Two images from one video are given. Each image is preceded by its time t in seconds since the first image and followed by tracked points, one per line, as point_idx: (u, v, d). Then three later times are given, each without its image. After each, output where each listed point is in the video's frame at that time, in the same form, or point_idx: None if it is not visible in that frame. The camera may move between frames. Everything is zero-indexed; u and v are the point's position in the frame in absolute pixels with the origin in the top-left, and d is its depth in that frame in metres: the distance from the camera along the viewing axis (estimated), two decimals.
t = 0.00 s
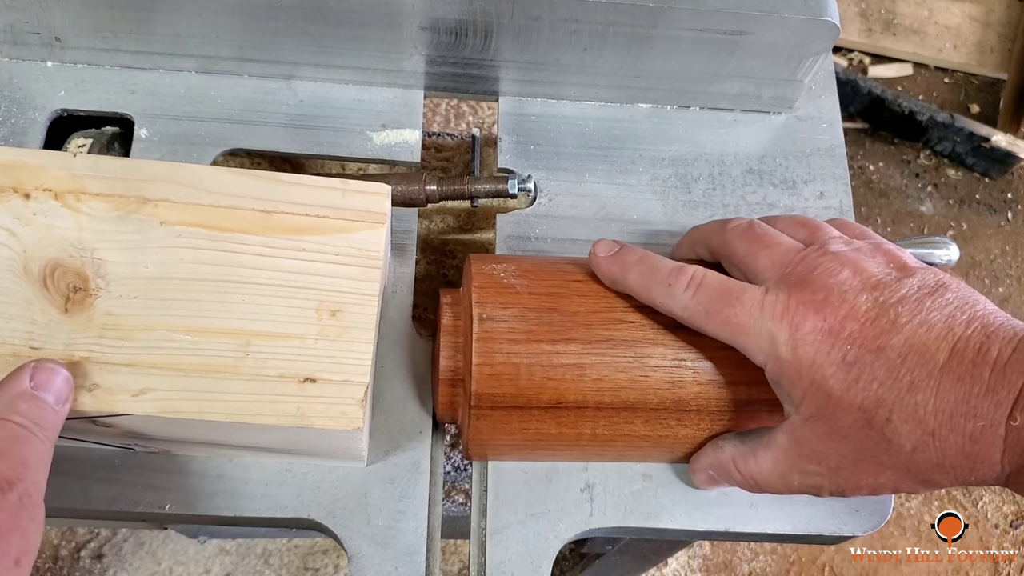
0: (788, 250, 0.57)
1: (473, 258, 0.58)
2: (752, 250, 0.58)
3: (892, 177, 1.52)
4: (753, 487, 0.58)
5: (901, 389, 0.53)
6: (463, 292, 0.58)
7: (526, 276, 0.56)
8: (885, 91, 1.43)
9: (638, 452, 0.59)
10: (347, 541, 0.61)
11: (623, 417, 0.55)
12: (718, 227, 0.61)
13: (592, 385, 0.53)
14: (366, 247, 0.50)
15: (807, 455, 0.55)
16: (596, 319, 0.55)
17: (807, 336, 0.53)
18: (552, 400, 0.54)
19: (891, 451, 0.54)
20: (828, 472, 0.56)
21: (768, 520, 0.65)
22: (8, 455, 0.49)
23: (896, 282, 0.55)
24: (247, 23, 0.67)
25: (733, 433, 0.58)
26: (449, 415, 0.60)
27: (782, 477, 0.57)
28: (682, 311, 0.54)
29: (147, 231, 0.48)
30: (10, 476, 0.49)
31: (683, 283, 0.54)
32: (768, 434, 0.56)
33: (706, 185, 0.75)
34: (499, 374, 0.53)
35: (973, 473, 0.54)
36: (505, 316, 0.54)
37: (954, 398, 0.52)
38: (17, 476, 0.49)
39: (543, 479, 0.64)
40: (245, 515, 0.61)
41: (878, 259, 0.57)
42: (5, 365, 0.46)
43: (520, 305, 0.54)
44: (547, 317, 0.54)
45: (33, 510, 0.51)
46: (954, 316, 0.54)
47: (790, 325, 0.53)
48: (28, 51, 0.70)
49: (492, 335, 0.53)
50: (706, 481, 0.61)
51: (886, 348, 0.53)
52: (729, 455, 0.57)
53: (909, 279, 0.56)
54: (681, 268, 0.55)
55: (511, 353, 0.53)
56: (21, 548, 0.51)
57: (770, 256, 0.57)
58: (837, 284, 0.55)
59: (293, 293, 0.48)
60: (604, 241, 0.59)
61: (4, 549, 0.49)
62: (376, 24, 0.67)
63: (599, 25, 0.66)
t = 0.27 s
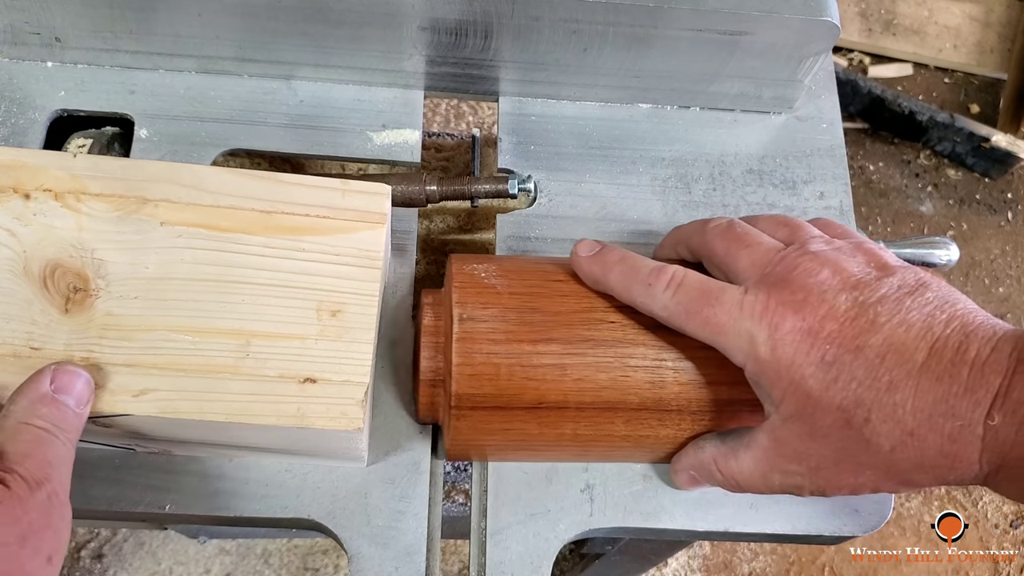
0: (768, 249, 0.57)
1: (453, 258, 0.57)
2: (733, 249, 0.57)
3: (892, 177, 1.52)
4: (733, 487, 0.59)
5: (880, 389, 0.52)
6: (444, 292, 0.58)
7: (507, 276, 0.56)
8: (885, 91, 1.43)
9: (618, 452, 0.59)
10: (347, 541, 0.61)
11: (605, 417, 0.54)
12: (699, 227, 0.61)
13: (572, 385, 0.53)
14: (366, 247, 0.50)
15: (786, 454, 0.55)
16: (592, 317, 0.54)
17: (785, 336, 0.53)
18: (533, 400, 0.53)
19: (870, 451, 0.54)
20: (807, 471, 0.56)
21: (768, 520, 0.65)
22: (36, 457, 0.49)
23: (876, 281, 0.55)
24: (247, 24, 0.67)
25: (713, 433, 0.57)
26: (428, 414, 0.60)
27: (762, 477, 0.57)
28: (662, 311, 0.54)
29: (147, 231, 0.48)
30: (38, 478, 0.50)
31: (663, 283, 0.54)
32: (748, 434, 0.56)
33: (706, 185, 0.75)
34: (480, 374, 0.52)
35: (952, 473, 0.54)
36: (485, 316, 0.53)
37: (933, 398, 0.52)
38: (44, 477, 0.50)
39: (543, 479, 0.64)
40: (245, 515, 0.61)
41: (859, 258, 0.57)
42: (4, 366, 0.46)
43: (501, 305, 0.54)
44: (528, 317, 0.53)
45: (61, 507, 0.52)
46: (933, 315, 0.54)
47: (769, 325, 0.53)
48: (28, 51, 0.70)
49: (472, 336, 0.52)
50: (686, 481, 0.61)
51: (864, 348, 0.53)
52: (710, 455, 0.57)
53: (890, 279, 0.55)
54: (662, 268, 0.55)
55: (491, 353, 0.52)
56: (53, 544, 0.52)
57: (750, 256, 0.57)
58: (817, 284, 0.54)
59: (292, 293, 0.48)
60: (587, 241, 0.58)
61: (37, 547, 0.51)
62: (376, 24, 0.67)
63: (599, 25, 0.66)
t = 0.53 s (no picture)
0: (743, 252, 0.57)
1: (430, 259, 0.57)
2: (708, 252, 0.57)
3: (892, 177, 1.52)
4: (707, 490, 0.58)
5: (853, 393, 0.52)
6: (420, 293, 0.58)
7: (484, 277, 0.56)
8: (885, 91, 1.43)
9: (592, 455, 0.58)
10: (347, 541, 0.61)
11: (579, 419, 0.54)
12: (677, 229, 0.60)
13: (546, 387, 0.52)
14: (366, 247, 0.50)
15: (760, 458, 0.55)
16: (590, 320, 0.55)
17: (758, 340, 0.53)
18: (507, 401, 0.53)
19: (843, 455, 0.54)
20: (781, 475, 0.56)
21: (768, 520, 0.65)
22: (63, 448, 0.46)
23: (850, 285, 0.55)
24: (247, 23, 0.67)
25: (688, 435, 0.56)
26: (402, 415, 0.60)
27: (736, 481, 0.57)
28: (635, 313, 0.53)
29: (147, 230, 0.48)
30: (58, 466, 0.47)
31: (637, 286, 0.54)
32: (722, 437, 0.56)
33: (706, 185, 0.75)
34: (454, 375, 0.52)
35: (924, 477, 0.54)
36: (460, 317, 0.53)
37: (906, 402, 0.52)
38: (67, 467, 0.47)
39: (543, 479, 0.64)
40: (245, 515, 0.61)
41: (834, 262, 0.57)
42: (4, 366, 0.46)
43: (476, 306, 0.54)
44: (503, 318, 0.53)
45: (81, 503, 0.49)
46: (907, 320, 0.54)
47: (742, 329, 0.53)
48: (28, 51, 0.70)
49: (446, 337, 0.52)
50: (660, 485, 0.60)
51: (837, 351, 0.53)
52: (684, 459, 0.56)
53: (864, 282, 0.56)
54: (636, 270, 0.55)
55: (465, 354, 0.52)
56: (63, 534, 0.48)
57: (726, 259, 0.57)
58: (791, 287, 0.54)
59: (292, 293, 0.48)
60: (563, 244, 0.58)
61: (45, 534, 0.46)
62: (375, 24, 0.67)
63: (599, 25, 0.66)
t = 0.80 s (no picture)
0: (724, 249, 0.57)
1: (413, 257, 0.57)
2: (690, 250, 0.58)
3: (893, 177, 1.52)
4: (688, 488, 0.58)
5: (831, 390, 0.52)
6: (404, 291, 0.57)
7: (466, 275, 0.55)
8: (885, 91, 1.43)
9: (574, 452, 0.58)
10: (347, 541, 0.61)
11: (560, 417, 0.53)
12: (658, 227, 0.61)
13: (527, 385, 0.52)
14: (366, 247, 0.49)
15: (740, 455, 0.55)
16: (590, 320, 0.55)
17: (736, 336, 0.53)
18: (488, 399, 0.52)
19: (821, 452, 0.54)
20: (760, 472, 0.56)
21: (767, 519, 0.65)
22: (70, 437, 0.46)
23: (829, 281, 0.55)
24: (247, 23, 0.66)
25: (669, 433, 0.56)
26: (385, 415, 0.59)
27: (717, 478, 0.57)
28: (615, 311, 0.53)
29: (148, 230, 0.48)
30: (65, 452, 0.46)
31: (617, 283, 0.54)
32: (703, 435, 0.56)
33: (706, 185, 0.75)
34: (435, 373, 0.52)
35: (903, 474, 0.54)
36: (441, 315, 0.53)
37: (884, 399, 0.52)
38: (75, 454, 0.47)
39: (542, 479, 0.64)
40: (245, 515, 0.61)
41: (815, 259, 0.57)
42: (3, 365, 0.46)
43: (457, 304, 0.53)
44: (485, 316, 0.53)
45: (87, 487, 0.49)
46: (887, 316, 0.54)
47: (721, 325, 0.53)
48: (28, 50, 0.70)
49: (428, 335, 0.52)
50: (642, 482, 0.60)
51: (815, 348, 0.53)
52: (665, 456, 0.56)
53: (844, 279, 0.56)
54: (616, 268, 0.55)
55: (446, 352, 0.52)
56: (68, 514, 0.48)
57: (706, 256, 0.57)
58: (769, 284, 0.55)
59: (292, 292, 0.48)
60: (545, 242, 0.58)
61: (50, 512, 0.46)
62: (375, 25, 0.67)
63: (599, 25, 0.66)
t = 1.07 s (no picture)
0: (722, 245, 0.57)
1: (412, 257, 0.57)
2: (688, 246, 0.58)
3: (893, 177, 1.52)
4: (686, 484, 0.58)
5: (826, 384, 0.52)
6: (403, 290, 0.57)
7: (465, 274, 0.55)
8: (885, 91, 1.43)
9: (574, 451, 0.58)
10: (346, 541, 0.61)
11: (560, 416, 0.53)
12: (656, 224, 0.61)
13: (527, 384, 0.52)
14: (366, 247, 0.49)
15: (736, 450, 0.55)
16: (590, 319, 0.55)
17: (733, 330, 0.53)
18: (488, 398, 0.52)
19: (817, 446, 0.53)
20: (756, 468, 0.56)
21: (767, 519, 0.65)
22: (72, 433, 0.46)
23: (826, 277, 0.56)
24: (247, 23, 0.66)
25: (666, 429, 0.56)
26: (386, 414, 0.59)
27: (713, 474, 0.57)
28: (612, 307, 0.53)
29: (148, 230, 0.48)
30: (67, 446, 0.46)
31: (613, 280, 0.54)
32: (700, 431, 0.56)
33: (706, 184, 0.75)
34: (435, 372, 0.52)
35: (900, 470, 0.54)
36: (440, 314, 0.53)
37: (880, 393, 0.52)
38: (76, 448, 0.47)
39: (542, 479, 0.64)
40: (245, 515, 0.61)
41: (813, 256, 0.57)
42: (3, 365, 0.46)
43: (456, 304, 0.53)
44: (484, 315, 0.53)
45: (88, 482, 0.49)
46: (884, 311, 0.54)
47: (717, 319, 0.53)
48: (28, 50, 0.70)
49: (427, 334, 0.52)
50: (641, 479, 0.60)
51: (811, 342, 0.53)
52: (662, 452, 0.56)
53: (842, 275, 0.56)
54: (613, 265, 0.55)
55: (446, 352, 0.52)
56: (68, 506, 0.47)
57: (704, 252, 0.57)
58: (766, 279, 0.55)
59: (292, 292, 0.48)
60: (542, 240, 0.58)
61: (50, 502, 0.46)
62: (375, 25, 0.67)
63: (599, 25, 0.66)
